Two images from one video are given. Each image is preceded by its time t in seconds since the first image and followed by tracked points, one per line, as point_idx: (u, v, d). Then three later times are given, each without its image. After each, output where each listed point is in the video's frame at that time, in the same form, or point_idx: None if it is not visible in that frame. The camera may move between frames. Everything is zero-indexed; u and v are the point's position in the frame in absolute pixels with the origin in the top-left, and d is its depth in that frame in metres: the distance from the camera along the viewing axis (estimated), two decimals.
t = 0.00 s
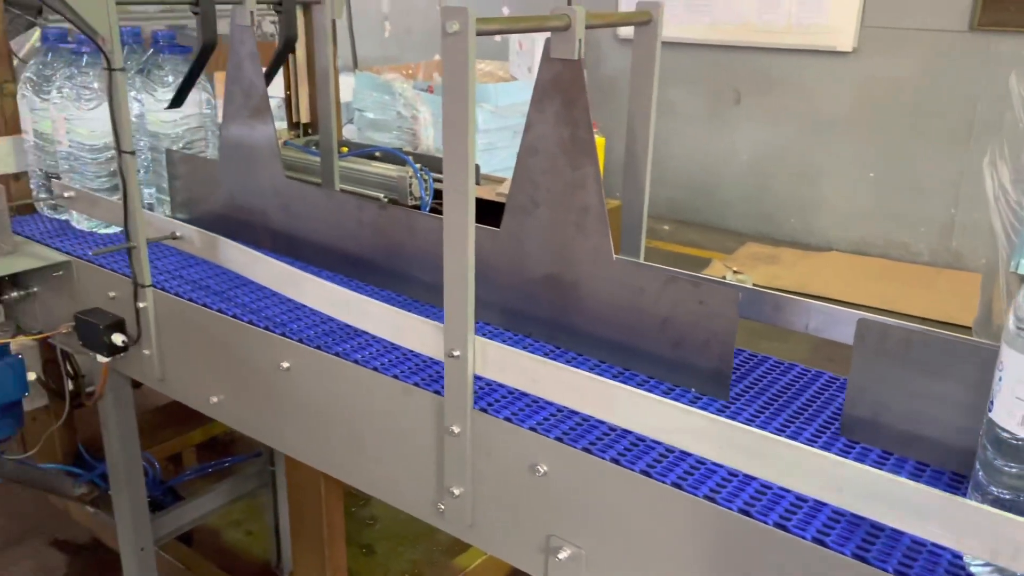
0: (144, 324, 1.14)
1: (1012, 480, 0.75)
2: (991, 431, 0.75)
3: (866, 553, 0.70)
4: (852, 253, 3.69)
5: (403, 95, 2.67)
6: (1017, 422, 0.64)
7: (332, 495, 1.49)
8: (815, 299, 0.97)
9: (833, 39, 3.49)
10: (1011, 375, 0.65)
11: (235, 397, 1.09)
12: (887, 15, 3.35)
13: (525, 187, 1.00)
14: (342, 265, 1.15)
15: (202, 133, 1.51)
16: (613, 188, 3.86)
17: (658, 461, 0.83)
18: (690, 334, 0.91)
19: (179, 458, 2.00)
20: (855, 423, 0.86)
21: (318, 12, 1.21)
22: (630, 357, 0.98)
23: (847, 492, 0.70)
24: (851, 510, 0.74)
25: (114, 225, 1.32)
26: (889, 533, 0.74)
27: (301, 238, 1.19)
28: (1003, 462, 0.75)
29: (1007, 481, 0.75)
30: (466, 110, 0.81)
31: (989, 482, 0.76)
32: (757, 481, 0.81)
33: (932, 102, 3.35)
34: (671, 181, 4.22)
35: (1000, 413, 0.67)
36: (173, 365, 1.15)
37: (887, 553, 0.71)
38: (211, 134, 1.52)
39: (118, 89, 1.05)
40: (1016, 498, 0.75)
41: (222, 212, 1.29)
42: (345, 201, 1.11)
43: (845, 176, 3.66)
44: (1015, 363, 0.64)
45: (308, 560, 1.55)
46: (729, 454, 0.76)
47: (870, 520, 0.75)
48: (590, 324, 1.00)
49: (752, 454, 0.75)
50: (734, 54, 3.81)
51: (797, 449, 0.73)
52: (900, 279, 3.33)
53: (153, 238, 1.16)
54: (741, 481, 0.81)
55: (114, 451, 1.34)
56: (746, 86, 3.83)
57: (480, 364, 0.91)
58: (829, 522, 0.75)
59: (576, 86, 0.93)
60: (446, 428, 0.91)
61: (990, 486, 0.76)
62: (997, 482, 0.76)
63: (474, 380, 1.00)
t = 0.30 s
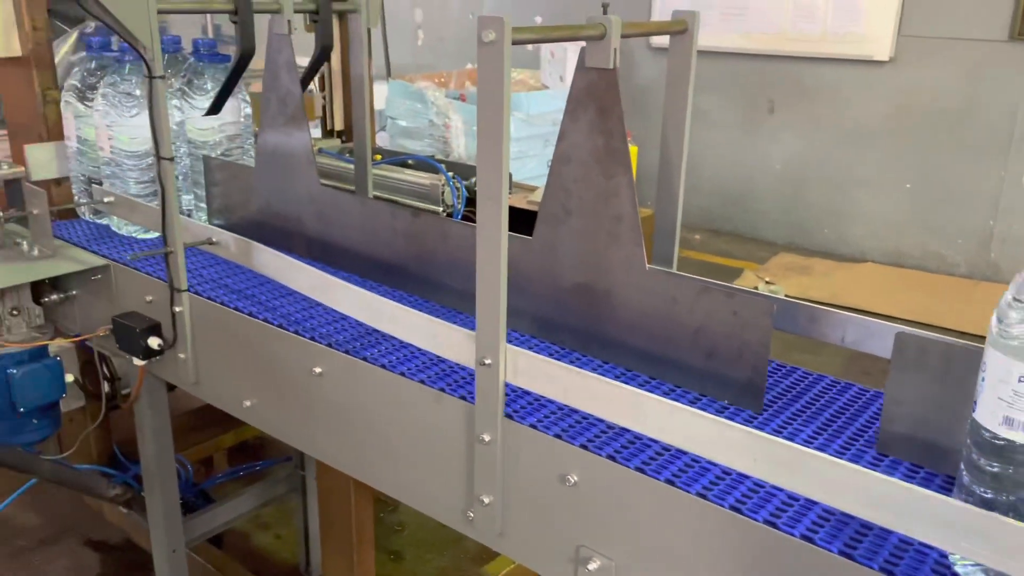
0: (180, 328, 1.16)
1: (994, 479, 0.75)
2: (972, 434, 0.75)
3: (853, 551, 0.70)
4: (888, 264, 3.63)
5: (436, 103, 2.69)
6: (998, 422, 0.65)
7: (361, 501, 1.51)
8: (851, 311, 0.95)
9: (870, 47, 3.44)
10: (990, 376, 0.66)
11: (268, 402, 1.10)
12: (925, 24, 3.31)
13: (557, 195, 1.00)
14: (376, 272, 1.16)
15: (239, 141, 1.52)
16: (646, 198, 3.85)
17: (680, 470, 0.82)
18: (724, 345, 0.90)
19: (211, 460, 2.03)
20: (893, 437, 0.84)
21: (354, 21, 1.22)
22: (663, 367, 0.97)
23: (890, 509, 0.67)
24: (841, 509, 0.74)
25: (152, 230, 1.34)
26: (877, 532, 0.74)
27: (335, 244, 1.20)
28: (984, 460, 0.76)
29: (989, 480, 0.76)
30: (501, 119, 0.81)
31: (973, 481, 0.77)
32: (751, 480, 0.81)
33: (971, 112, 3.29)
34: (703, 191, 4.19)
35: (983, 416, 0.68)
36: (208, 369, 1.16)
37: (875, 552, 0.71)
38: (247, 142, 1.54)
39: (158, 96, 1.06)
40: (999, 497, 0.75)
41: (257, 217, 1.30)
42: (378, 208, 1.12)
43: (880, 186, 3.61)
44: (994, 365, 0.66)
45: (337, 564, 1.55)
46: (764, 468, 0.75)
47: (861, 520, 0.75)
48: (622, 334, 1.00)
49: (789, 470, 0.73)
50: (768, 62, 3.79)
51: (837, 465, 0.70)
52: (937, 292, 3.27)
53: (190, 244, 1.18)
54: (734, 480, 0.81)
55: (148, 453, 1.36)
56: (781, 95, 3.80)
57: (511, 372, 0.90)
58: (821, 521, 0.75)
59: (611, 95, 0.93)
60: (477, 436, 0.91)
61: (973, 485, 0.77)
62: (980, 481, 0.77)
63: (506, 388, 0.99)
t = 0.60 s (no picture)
0: (210, 333, 1.17)
1: (973, 478, 0.77)
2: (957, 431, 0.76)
3: (838, 549, 0.71)
4: (921, 276, 3.57)
5: (465, 112, 2.70)
6: (977, 423, 0.66)
7: (388, 510, 1.52)
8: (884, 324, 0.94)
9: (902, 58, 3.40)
10: (969, 378, 0.67)
11: (297, 409, 1.11)
12: (961, 34, 3.25)
13: (586, 206, 1.00)
14: (404, 281, 1.17)
15: (270, 148, 1.54)
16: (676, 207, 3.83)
17: (705, 483, 0.81)
18: (754, 357, 0.89)
19: (239, 465, 2.04)
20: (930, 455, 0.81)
21: (385, 30, 1.23)
22: (692, 380, 0.96)
23: (925, 528, 0.65)
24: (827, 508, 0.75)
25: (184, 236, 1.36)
26: (864, 531, 0.75)
27: (363, 252, 1.21)
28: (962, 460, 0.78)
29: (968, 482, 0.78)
30: (531, 129, 0.81)
31: (952, 482, 0.78)
32: (741, 479, 0.82)
33: (1007, 122, 3.23)
34: (732, 201, 4.15)
35: (964, 418, 0.68)
36: (237, 375, 1.18)
37: (859, 550, 0.72)
38: (278, 150, 1.55)
39: (192, 105, 1.08)
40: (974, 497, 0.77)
41: (287, 224, 1.31)
42: (407, 217, 1.12)
43: (913, 197, 3.56)
44: (974, 366, 0.66)
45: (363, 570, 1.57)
46: (795, 483, 0.73)
47: (847, 520, 0.76)
48: (650, 346, 0.99)
49: (822, 489, 0.71)
50: (798, 72, 3.75)
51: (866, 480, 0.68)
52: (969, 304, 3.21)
53: (221, 250, 1.19)
54: (725, 479, 0.82)
55: (178, 457, 1.38)
56: (812, 105, 3.75)
57: (538, 382, 0.90)
58: (807, 520, 0.76)
59: (641, 105, 0.92)
60: (504, 445, 0.90)
61: (954, 486, 0.78)
62: (959, 482, 0.78)
63: (533, 399, 0.98)
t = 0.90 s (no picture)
0: (237, 339, 1.18)
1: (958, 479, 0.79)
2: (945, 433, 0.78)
3: (871, 568, 0.70)
4: (951, 288, 3.51)
5: (490, 120, 2.71)
6: (958, 422, 0.69)
7: (412, 519, 1.52)
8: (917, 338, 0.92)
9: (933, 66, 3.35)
10: (951, 379, 0.70)
11: (323, 416, 1.11)
12: (993, 42, 3.20)
13: (614, 215, 0.99)
14: (432, 290, 1.17)
15: (299, 156, 1.54)
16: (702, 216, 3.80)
17: (735, 497, 0.80)
18: (785, 370, 0.88)
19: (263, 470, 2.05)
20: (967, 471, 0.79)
21: (414, 39, 1.23)
22: (721, 392, 0.95)
23: (962, 548, 0.63)
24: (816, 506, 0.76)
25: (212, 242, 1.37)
26: (851, 530, 0.76)
27: (390, 260, 1.21)
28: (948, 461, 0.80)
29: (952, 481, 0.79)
30: (560, 138, 0.80)
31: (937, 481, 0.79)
32: (733, 478, 0.83)
33: None
34: (757, 210, 4.12)
35: (946, 417, 0.71)
36: (264, 381, 1.18)
37: (844, 548, 0.73)
38: (307, 158, 1.56)
39: (223, 113, 1.09)
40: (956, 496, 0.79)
41: (314, 231, 1.32)
42: (434, 225, 1.13)
43: (943, 207, 3.50)
44: (956, 367, 0.69)
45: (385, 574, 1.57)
46: (828, 499, 0.71)
47: (835, 518, 0.77)
48: (678, 357, 0.98)
49: (861, 508, 0.69)
50: (825, 80, 3.70)
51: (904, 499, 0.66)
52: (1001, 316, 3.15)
53: (250, 257, 1.20)
54: (717, 477, 0.83)
55: (204, 462, 1.38)
56: (840, 113, 3.69)
57: (565, 393, 0.89)
58: (795, 518, 0.77)
59: (671, 115, 0.92)
60: (530, 456, 0.90)
61: (938, 486, 0.79)
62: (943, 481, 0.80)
63: (560, 409, 0.98)
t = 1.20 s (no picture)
0: (263, 345, 1.19)
1: (940, 480, 0.79)
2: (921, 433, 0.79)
3: None
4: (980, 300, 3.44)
5: (513, 127, 2.71)
6: (934, 419, 0.70)
7: (434, 526, 1.53)
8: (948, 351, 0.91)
9: (961, 74, 3.10)
10: (927, 378, 0.71)
11: (347, 422, 1.12)
12: None
13: (640, 224, 0.99)
14: (457, 298, 1.17)
15: (324, 163, 1.57)
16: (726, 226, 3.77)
17: (762, 510, 0.79)
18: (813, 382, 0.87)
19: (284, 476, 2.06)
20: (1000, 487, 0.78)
21: (439, 48, 1.24)
22: (748, 404, 0.94)
23: (993, 566, 0.61)
24: (800, 502, 0.77)
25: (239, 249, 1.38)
26: (835, 526, 0.77)
27: (415, 268, 1.22)
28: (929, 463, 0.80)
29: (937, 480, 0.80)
30: (587, 146, 0.80)
31: (917, 481, 0.80)
32: (722, 474, 0.84)
33: None
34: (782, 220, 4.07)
35: (924, 414, 0.72)
36: (289, 387, 1.19)
37: (827, 542, 0.74)
38: (331, 165, 1.58)
39: (251, 121, 1.10)
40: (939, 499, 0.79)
41: (339, 238, 1.33)
42: (458, 233, 1.13)
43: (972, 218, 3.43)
44: (933, 366, 0.70)
45: None
46: (857, 513, 0.70)
47: (820, 514, 0.79)
48: (704, 368, 0.97)
49: (890, 522, 0.67)
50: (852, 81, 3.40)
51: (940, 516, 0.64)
52: None
53: (276, 264, 1.21)
54: (720, 479, 0.84)
55: (228, 467, 1.39)
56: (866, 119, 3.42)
57: (590, 403, 0.88)
58: (781, 513, 0.78)
59: (698, 124, 0.91)
60: (554, 465, 0.89)
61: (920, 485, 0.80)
62: (925, 482, 0.80)
63: (584, 418, 0.97)
